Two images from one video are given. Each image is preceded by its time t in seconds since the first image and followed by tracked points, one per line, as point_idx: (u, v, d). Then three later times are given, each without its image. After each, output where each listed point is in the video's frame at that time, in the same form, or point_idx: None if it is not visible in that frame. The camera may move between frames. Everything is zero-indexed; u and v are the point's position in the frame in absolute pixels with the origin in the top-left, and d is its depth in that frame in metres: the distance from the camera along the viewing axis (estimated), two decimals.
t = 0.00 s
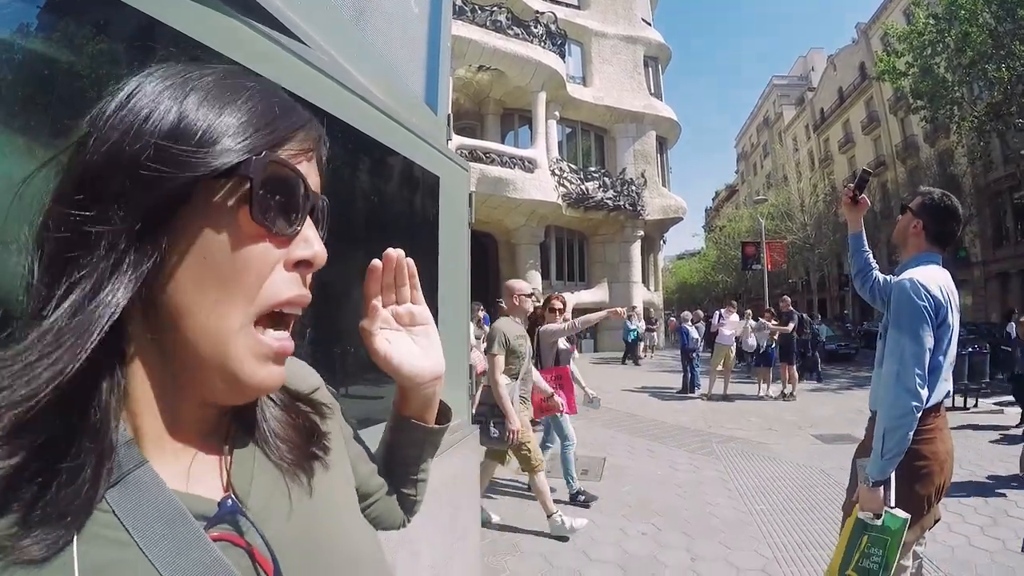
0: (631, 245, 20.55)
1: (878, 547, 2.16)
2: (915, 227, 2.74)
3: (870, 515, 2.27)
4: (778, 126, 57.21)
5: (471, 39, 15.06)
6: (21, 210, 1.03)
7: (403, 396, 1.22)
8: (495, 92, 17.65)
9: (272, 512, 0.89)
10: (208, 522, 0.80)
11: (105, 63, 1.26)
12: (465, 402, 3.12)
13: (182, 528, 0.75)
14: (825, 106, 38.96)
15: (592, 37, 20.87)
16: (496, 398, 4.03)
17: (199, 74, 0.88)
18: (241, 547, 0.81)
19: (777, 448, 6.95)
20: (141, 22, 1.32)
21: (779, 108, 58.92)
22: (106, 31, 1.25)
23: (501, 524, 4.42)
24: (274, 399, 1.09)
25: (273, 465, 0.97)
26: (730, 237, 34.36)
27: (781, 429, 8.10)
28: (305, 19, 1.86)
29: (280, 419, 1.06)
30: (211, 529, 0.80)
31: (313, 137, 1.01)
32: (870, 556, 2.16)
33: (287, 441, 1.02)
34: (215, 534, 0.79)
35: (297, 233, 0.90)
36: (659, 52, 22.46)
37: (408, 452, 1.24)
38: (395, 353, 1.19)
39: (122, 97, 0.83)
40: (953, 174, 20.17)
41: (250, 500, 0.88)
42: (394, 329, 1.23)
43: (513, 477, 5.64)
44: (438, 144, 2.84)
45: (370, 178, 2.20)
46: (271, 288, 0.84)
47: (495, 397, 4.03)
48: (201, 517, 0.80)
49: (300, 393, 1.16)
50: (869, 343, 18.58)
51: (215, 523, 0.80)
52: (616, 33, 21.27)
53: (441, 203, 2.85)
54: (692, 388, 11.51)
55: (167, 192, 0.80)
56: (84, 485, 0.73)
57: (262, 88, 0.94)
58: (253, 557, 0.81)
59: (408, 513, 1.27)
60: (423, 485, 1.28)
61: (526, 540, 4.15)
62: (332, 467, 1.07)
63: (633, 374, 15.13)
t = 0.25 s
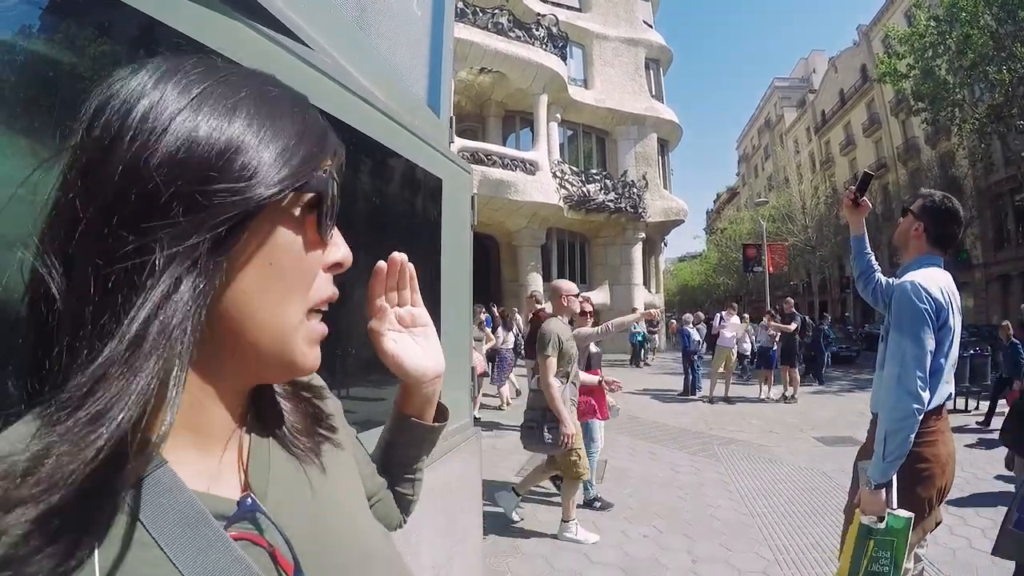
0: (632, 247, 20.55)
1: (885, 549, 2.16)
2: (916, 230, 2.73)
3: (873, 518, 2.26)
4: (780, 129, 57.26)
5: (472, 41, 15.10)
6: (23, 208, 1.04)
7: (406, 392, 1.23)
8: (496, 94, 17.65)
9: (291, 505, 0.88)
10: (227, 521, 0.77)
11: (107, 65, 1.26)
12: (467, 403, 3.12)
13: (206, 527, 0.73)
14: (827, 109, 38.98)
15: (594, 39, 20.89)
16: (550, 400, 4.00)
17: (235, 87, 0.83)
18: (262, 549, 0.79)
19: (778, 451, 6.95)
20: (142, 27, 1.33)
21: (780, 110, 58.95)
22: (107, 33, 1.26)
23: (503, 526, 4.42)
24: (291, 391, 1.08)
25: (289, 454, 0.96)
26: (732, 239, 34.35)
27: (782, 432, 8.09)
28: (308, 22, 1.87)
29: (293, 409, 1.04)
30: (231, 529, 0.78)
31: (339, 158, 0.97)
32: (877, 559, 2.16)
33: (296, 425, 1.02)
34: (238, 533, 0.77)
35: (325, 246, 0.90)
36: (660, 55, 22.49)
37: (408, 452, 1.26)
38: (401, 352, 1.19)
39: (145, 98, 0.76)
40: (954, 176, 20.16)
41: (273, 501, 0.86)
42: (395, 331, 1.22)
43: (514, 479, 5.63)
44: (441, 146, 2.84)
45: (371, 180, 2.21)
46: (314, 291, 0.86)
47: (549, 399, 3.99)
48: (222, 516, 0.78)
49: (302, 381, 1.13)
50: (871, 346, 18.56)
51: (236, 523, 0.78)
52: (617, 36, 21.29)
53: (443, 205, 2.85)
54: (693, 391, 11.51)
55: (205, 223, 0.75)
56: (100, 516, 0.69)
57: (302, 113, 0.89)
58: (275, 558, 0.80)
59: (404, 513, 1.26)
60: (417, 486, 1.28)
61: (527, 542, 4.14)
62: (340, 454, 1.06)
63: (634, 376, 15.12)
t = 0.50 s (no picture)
0: (635, 248, 20.54)
1: (890, 552, 2.18)
2: (919, 232, 2.73)
3: (876, 520, 2.27)
4: (784, 130, 57.16)
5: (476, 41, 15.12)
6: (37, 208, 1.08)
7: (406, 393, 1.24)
8: (500, 94, 17.65)
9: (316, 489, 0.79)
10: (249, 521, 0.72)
11: (112, 63, 1.26)
12: (470, 403, 3.13)
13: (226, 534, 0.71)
14: (831, 110, 38.91)
15: (598, 39, 20.87)
16: (599, 399, 3.96)
17: (269, 101, 0.82)
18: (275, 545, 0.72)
19: (780, 453, 6.95)
20: (146, 27, 1.32)
21: (783, 111, 58.89)
22: (110, 31, 1.25)
23: (504, 526, 4.43)
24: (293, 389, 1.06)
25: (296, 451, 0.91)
26: (736, 240, 34.26)
27: (784, 434, 8.08)
28: (314, 22, 1.88)
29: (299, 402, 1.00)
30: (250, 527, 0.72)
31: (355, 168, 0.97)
32: (883, 562, 2.16)
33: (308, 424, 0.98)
34: (254, 530, 0.71)
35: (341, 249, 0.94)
36: (664, 56, 22.48)
37: (406, 452, 1.26)
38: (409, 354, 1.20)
39: (182, 112, 0.75)
40: (957, 178, 20.13)
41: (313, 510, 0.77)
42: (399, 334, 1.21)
43: (515, 478, 5.64)
44: (445, 146, 2.84)
45: (374, 179, 2.20)
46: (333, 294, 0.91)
47: (598, 398, 3.96)
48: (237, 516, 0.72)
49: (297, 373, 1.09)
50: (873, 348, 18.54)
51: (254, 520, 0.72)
52: (621, 36, 21.29)
53: (448, 206, 2.86)
54: (695, 392, 11.51)
55: (248, 253, 0.76)
56: (160, 527, 0.67)
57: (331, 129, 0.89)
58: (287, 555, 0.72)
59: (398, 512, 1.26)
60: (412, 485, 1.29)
61: (528, 541, 4.17)
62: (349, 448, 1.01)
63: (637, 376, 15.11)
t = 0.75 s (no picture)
0: (637, 249, 20.54)
1: (887, 554, 2.18)
2: (920, 234, 2.73)
3: (877, 521, 2.27)
4: (786, 131, 57.12)
5: (478, 42, 15.14)
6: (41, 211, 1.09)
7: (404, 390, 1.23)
8: (502, 96, 17.66)
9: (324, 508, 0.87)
10: (239, 524, 0.76)
11: (113, 64, 1.26)
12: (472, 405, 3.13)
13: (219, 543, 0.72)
14: (833, 112, 38.89)
15: (599, 41, 20.86)
16: (645, 406, 3.98)
17: (261, 110, 0.82)
18: (273, 548, 0.77)
19: (782, 454, 6.95)
20: (149, 27, 1.32)
21: (786, 113, 58.88)
22: (112, 31, 1.26)
23: (506, 528, 4.42)
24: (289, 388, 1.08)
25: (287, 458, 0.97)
26: (738, 242, 34.22)
27: (786, 435, 8.08)
28: (317, 23, 1.88)
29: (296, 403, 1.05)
30: (241, 527, 0.76)
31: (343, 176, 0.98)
32: (879, 564, 2.17)
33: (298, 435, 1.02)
34: (248, 531, 0.76)
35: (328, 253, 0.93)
36: (666, 57, 22.50)
37: (406, 455, 1.26)
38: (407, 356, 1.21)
39: (175, 122, 0.75)
40: (960, 180, 20.10)
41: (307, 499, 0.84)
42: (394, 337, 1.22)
43: (517, 480, 5.64)
44: (447, 147, 2.84)
45: (376, 181, 2.21)
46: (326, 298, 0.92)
47: (644, 406, 3.98)
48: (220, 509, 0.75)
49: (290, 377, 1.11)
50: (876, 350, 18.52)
51: (246, 522, 0.77)
52: (623, 37, 21.29)
53: (450, 207, 2.87)
54: (696, 394, 11.51)
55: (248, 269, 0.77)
56: (149, 527, 0.68)
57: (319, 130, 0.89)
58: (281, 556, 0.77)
59: (400, 514, 1.26)
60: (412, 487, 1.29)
61: (530, 543, 4.16)
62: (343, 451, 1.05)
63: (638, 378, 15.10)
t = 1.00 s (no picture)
0: (638, 249, 20.54)
1: (887, 553, 2.18)
2: (920, 232, 2.73)
3: (878, 521, 2.27)
4: (785, 131, 57.12)
5: (478, 43, 15.16)
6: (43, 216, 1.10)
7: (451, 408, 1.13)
8: (502, 96, 17.65)
9: (287, 505, 0.93)
10: (235, 511, 0.86)
11: (114, 66, 1.27)
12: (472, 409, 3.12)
13: (217, 527, 0.80)
14: (833, 111, 38.89)
15: (599, 41, 20.86)
16: (691, 402, 4.00)
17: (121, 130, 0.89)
18: (263, 540, 0.85)
19: (784, 454, 6.95)
20: (148, 29, 1.33)
21: (786, 112, 58.84)
22: (111, 32, 1.27)
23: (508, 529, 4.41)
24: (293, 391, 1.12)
25: (290, 461, 1.01)
26: (738, 241, 34.19)
27: (786, 435, 8.07)
28: (318, 25, 1.89)
29: (302, 413, 1.10)
30: (238, 516, 0.85)
31: (261, 113, 0.98)
32: (879, 562, 2.17)
33: (306, 443, 1.06)
34: (244, 522, 0.85)
35: (260, 222, 0.90)
36: (666, 57, 22.52)
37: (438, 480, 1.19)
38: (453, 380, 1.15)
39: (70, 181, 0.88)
40: (961, 178, 20.09)
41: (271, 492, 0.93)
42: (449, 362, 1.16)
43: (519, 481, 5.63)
44: (447, 148, 2.84)
45: (376, 182, 2.21)
46: (232, 293, 0.84)
47: (690, 401, 4.01)
48: (227, 507, 0.86)
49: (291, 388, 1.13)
50: (877, 348, 18.51)
51: (240, 512, 0.86)
52: (623, 37, 21.30)
53: (451, 207, 2.88)
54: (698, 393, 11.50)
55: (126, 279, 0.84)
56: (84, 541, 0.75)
57: (183, 100, 0.92)
58: (272, 546, 0.85)
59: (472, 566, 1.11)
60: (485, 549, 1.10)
61: (533, 543, 4.16)
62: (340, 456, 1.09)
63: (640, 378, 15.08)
